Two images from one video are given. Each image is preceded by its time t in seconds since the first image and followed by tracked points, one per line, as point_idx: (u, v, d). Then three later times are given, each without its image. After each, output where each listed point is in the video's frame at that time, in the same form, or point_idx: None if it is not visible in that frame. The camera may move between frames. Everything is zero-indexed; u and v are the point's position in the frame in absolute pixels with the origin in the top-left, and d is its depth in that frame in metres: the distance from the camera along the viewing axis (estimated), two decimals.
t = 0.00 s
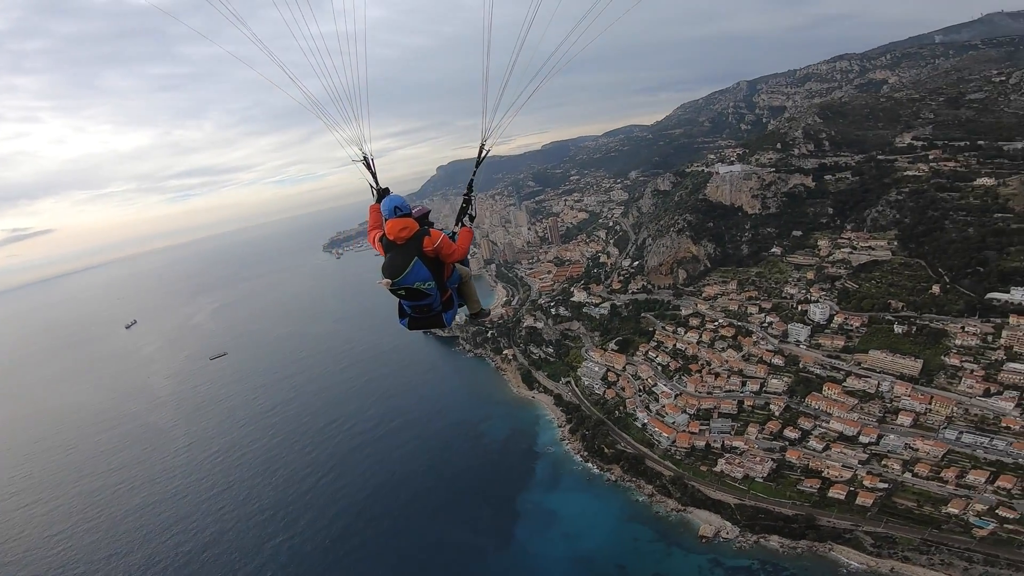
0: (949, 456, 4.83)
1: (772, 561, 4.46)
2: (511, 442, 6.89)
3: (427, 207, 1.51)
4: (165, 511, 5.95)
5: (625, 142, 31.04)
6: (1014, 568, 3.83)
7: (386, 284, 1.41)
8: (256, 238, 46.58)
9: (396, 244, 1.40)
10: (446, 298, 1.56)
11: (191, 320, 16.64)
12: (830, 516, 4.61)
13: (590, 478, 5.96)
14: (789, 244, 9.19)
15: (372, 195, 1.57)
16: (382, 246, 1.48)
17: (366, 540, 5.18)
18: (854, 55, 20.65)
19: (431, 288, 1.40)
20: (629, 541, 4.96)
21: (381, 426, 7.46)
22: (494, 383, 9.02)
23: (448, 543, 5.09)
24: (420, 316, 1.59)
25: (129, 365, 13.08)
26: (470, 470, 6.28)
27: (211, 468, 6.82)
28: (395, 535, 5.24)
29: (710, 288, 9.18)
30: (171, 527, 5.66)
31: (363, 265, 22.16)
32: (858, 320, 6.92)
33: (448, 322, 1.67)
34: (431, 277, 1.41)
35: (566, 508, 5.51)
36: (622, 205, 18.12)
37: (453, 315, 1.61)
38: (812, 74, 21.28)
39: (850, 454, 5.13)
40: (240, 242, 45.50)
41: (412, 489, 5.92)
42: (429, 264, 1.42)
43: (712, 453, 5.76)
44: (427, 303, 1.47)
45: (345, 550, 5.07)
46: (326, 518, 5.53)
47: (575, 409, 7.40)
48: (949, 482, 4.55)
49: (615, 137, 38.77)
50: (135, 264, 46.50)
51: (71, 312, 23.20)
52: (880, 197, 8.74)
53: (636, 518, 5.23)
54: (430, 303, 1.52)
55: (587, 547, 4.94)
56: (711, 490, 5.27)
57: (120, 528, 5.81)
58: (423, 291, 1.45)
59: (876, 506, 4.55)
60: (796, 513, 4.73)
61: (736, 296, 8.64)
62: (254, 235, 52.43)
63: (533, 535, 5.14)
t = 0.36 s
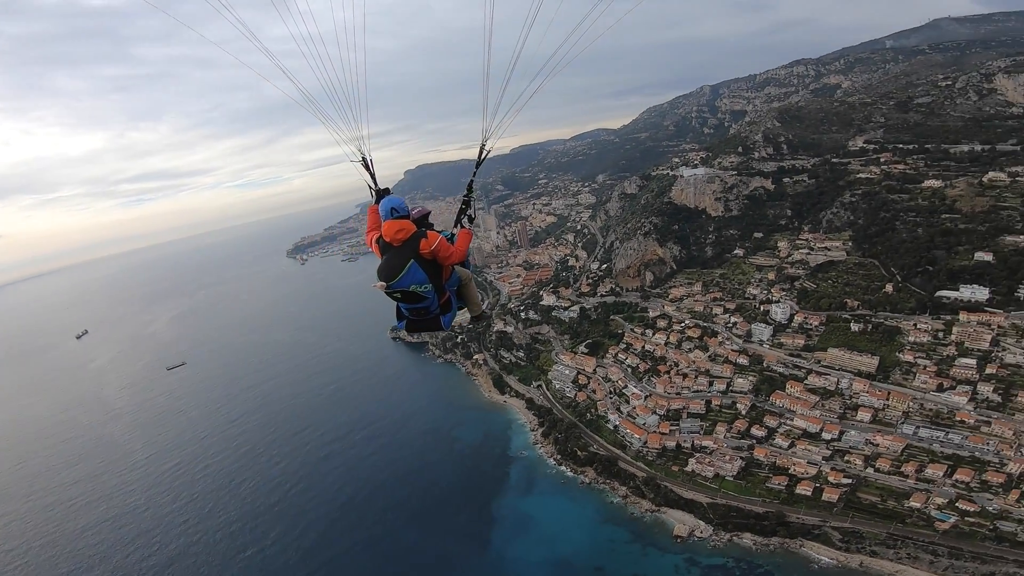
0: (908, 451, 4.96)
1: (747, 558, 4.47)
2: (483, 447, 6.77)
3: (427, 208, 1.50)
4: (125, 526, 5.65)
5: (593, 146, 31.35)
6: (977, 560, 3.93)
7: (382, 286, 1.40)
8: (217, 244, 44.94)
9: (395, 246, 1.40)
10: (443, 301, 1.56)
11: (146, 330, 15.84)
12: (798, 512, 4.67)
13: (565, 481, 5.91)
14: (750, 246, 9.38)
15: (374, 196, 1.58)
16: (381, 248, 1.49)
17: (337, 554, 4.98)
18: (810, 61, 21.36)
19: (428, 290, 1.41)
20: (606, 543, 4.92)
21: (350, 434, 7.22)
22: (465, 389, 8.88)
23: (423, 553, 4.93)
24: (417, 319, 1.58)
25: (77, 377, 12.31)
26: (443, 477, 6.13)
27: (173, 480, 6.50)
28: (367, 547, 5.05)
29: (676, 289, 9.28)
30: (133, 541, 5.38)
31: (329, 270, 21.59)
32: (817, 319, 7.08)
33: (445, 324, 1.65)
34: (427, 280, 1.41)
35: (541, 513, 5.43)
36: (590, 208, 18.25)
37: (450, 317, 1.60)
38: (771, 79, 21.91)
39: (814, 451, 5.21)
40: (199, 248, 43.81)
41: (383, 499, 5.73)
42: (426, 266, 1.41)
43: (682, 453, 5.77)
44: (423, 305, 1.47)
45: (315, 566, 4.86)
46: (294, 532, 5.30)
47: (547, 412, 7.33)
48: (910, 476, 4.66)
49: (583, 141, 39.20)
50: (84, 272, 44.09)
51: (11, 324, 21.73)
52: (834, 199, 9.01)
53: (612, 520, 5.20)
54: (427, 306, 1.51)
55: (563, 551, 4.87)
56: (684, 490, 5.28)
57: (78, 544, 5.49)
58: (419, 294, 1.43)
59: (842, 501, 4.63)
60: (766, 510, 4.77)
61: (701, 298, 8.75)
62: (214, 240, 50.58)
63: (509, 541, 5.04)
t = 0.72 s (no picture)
0: (863, 447, 5.07)
1: (717, 558, 4.47)
2: (452, 454, 6.59)
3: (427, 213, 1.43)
4: (82, 539, 5.36)
5: (558, 151, 31.57)
6: (937, 554, 4.00)
7: (378, 294, 1.34)
8: (168, 252, 42.89)
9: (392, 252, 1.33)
10: (442, 309, 1.49)
11: (88, 343, 14.85)
12: (764, 511, 4.69)
13: (536, 487, 5.80)
14: (710, 250, 9.56)
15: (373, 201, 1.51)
16: (378, 253, 1.42)
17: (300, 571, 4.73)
18: (764, 67, 22.05)
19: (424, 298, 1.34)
20: (579, 548, 4.83)
21: (312, 445, 6.92)
22: (431, 396, 8.67)
23: (390, 568, 4.73)
24: (414, 328, 1.52)
25: (11, 394, 11.39)
26: (411, 486, 5.92)
27: (128, 495, 6.14)
28: (331, 563, 4.81)
29: (639, 293, 9.35)
30: (88, 557, 5.08)
31: (288, 278, 20.87)
32: (773, 321, 7.23)
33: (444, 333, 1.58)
34: (423, 287, 1.34)
35: (511, 520, 5.30)
36: (554, 214, 18.32)
37: (449, 327, 1.54)
38: (728, 85, 22.51)
39: (776, 449, 5.27)
40: (148, 257, 41.69)
41: (348, 511, 5.48)
42: (423, 273, 1.34)
43: (650, 455, 5.75)
44: (419, 313, 1.40)
45: None
46: (253, 551, 4.99)
47: (515, 418, 7.21)
48: (867, 472, 4.76)
49: (548, 147, 39.46)
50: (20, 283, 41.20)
51: None
52: (788, 203, 9.28)
53: (584, 524, 5.12)
54: (423, 314, 1.45)
55: (535, 559, 4.76)
56: (653, 492, 5.25)
57: (27, 561, 5.15)
58: (416, 302, 1.37)
59: (804, 498, 4.68)
60: (733, 510, 4.79)
61: (664, 301, 8.83)
62: (166, 248, 48.29)
63: (479, 551, 4.88)
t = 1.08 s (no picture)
0: (823, 442, 5.17)
1: (690, 556, 4.47)
2: (421, 461, 6.42)
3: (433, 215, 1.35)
4: (33, 559, 5.00)
5: (524, 154, 31.67)
6: (900, 546, 4.09)
7: (382, 300, 1.27)
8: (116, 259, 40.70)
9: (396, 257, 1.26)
10: (445, 315, 1.42)
11: (27, 355, 13.86)
12: (733, 508, 4.72)
13: (508, 491, 5.70)
14: (673, 251, 9.69)
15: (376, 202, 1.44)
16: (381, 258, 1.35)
17: None
18: (723, 72, 22.65)
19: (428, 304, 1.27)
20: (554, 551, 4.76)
21: (276, 455, 6.63)
22: (399, 403, 8.45)
23: None
24: (417, 334, 1.46)
25: None
26: (380, 494, 5.73)
27: (79, 511, 5.74)
28: None
29: (606, 295, 9.38)
30: None
31: (247, 284, 20.11)
32: (735, 320, 7.35)
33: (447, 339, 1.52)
34: (428, 295, 1.27)
35: (483, 526, 5.18)
36: (520, 217, 18.30)
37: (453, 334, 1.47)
38: (689, 89, 23.01)
39: (742, 447, 5.32)
40: (95, 264, 39.45)
41: (315, 523, 5.25)
42: (428, 280, 1.27)
43: (621, 456, 5.73)
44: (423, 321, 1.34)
45: None
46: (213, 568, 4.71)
47: (485, 422, 7.08)
48: (828, 467, 4.85)
49: (514, 149, 39.52)
50: None
51: None
52: (746, 205, 9.49)
53: (559, 526, 5.06)
54: (427, 320, 1.38)
55: (509, 565, 4.66)
56: (624, 492, 5.22)
57: None
58: (420, 309, 1.30)
59: (771, 494, 4.73)
60: (704, 507, 4.80)
61: (629, 302, 8.88)
62: (114, 255, 45.87)
63: (452, 559, 4.75)
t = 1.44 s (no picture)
0: (799, 440, 5.22)
1: (675, 557, 4.45)
2: (401, 469, 6.27)
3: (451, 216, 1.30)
4: None
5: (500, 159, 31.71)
6: (878, 542, 4.14)
7: (403, 305, 1.23)
8: (77, 269, 39.12)
9: (418, 261, 1.21)
10: (466, 318, 1.37)
11: None
12: (715, 508, 4.72)
13: (491, 496, 5.60)
14: (647, 254, 9.75)
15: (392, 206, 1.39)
16: (402, 260, 1.30)
17: None
18: (693, 76, 23.07)
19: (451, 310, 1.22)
20: (540, 556, 4.68)
21: (250, 466, 6.40)
22: (376, 411, 8.27)
23: None
24: (437, 338, 1.40)
25: None
26: (359, 503, 5.56)
27: (39, 531, 5.42)
28: None
29: (583, 298, 9.38)
30: None
31: (217, 292, 19.52)
32: (710, 321, 7.42)
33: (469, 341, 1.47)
34: (450, 298, 1.23)
35: (466, 533, 5.08)
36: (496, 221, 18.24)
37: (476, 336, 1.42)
38: (661, 93, 23.34)
39: (720, 446, 5.34)
40: (54, 274, 37.87)
41: (291, 535, 5.06)
42: (450, 284, 1.22)
43: (602, 459, 5.69)
44: (445, 326, 1.29)
45: None
46: None
47: (465, 427, 6.97)
48: (805, 464, 4.89)
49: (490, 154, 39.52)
50: None
51: None
52: (718, 207, 9.62)
53: (544, 531, 4.99)
54: (448, 325, 1.33)
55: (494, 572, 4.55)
56: (607, 494, 5.18)
57: None
58: (443, 313, 1.25)
59: (751, 493, 4.75)
60: (686, 508, 4.79)
61: (606, 305, 8.89)
62: (76, 264, 44.15)
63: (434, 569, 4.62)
